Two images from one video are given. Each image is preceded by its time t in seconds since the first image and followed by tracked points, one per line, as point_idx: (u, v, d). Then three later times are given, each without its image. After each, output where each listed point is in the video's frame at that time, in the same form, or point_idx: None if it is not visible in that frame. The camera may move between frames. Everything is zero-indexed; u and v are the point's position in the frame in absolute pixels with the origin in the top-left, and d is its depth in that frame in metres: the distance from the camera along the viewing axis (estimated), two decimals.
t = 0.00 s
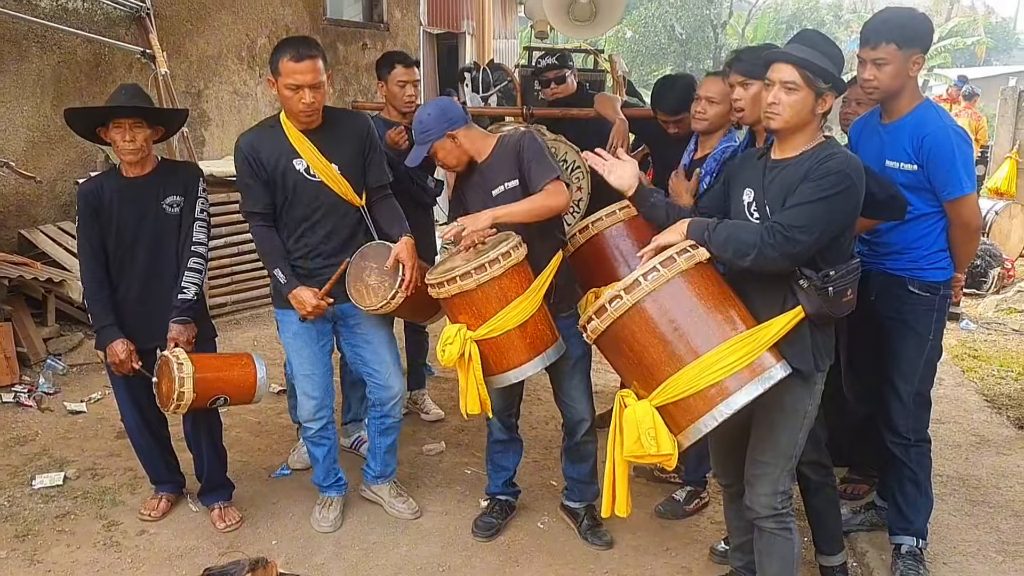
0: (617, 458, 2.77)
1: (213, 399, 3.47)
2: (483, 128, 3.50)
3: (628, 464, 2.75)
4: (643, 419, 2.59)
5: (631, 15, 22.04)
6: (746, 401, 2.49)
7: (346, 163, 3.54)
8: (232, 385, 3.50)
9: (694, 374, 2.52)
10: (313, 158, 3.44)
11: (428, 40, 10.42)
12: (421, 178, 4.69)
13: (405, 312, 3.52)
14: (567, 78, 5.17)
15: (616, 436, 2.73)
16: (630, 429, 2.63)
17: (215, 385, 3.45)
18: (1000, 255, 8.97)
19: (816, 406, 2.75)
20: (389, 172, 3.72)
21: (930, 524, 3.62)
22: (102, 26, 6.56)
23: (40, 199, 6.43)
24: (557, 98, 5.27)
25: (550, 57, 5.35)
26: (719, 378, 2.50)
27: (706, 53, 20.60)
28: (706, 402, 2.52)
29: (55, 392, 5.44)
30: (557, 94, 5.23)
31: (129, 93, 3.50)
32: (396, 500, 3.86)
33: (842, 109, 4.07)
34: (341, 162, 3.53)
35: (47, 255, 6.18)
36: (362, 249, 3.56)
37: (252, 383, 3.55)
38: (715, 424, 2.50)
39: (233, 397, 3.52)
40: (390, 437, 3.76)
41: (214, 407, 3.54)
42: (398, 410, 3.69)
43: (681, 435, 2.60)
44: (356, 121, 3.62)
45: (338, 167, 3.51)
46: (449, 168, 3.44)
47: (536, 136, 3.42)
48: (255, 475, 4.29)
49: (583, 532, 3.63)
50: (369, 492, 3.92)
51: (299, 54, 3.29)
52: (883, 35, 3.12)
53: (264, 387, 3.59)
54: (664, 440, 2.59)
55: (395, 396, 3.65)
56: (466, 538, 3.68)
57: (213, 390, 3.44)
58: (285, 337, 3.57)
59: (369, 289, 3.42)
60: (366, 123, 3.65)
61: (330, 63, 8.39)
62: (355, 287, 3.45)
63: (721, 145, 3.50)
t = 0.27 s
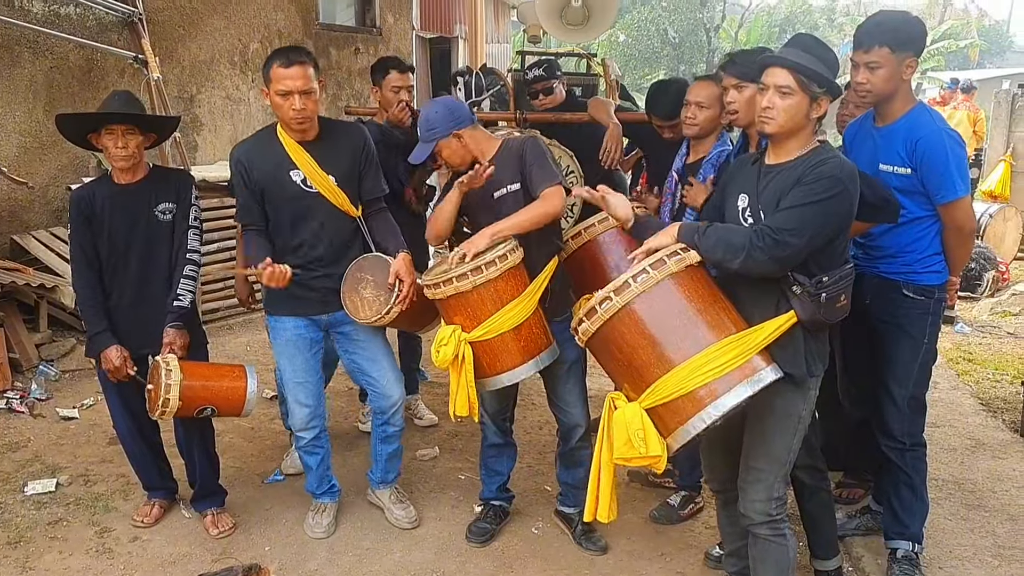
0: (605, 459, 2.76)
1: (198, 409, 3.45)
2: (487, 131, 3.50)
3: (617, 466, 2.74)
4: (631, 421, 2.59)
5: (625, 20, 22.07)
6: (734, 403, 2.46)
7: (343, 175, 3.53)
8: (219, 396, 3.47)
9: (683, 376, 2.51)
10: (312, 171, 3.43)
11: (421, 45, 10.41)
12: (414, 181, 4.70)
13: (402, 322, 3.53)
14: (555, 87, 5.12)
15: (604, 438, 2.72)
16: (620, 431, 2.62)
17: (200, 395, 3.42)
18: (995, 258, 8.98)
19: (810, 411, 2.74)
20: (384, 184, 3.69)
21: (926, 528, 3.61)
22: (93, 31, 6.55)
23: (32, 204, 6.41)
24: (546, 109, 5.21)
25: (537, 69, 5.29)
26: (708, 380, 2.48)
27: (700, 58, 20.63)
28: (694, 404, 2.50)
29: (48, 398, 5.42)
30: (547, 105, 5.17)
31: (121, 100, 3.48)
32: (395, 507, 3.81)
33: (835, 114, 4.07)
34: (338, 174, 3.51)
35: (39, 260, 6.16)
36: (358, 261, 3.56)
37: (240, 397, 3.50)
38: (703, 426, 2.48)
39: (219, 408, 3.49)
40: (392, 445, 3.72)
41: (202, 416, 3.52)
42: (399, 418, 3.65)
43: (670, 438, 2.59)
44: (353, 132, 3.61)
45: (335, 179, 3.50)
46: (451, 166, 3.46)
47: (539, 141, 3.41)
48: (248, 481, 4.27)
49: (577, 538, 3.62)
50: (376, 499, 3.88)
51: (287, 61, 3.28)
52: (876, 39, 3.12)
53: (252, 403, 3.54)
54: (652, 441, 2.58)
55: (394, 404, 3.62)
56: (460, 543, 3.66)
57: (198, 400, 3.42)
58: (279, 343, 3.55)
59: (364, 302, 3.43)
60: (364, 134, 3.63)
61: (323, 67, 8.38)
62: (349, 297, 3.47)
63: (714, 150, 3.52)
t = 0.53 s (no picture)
0: (601, 465, 2.76)
1: (185, 417, 3.42)
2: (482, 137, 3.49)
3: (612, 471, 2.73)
4: (626, 426, 2.60)
5: (617, 25, 22.14)
6: (729, 407, 2.46)
7: (340, 178, 3.51)
8: (205, 405, 3.44)
9: (678, 381, 2.50)
10: (307, 172, 3.42)
11: (413, 50, 10.41)
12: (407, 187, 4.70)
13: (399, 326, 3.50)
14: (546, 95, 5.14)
15: (601, 443, 2.73)
16: (614, 436, 2.64)
17: (187, 403, 3.40)
18: (985, 262, 9.02)
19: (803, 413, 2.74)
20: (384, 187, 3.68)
21: (919, 532, 3.62)
22: (84, 37, 6.52)
23: (22, 212, 6.37)
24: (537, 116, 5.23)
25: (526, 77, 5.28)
26: (702, 385, 2.48)
27: (692, 63, 20.69)
28: (689, 409, 2.50)
29: (37, 407, 5.38)
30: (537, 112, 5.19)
31: (111, 104, 3.47)
32: (390, 521, 3.76)
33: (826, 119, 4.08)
34: (335, 176, 3.49)
35: (29, 268, 6.12)
36: (356, 265, 3.52)
37: (227, 405, 3.47)
38: (698, 431, 2.47)
39: (206, 416, 3.46)
40: (385, 456, 3.68)
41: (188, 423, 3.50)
42: (393, 425, 3.64)
43: (665, 443, 2.58)
44: (351, 135, 3.59)
45: (332, 182, 3.48)
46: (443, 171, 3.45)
47: (536, 146, 3.41)
48: (240, 490, 4.24)
49: (571, 544, 3.61)
50: (365, 515, 3.83)
51: (284, 60, 3.30)
52: (863, 45, 3.14)
53: (240, 412, 3.51)
54: (647, 447, 2.59)
55: (389, 411, 3.61)
56: (454, 551, 3.65)
57: (184, 408, 3.39)
58: (275, 350, 3.54)
59: (361, 307, 3.40)
60: (362, 137, 3.62)
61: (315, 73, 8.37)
62: (346, 303, 3.43)
63: (704, 156, 3.53)
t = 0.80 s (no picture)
0: (598, 475, 2.75)
1: (177, 424, 3.41)
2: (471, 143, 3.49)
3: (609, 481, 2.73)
4: (623, 437, 2.57)
5: (607, 29, 22.19)
6: (726, 416, 2.47)
7: (331, 180, 3.49)
8: (199, 412, 3.44)
9: (673, 392, 2.50)
10: (296, 174, 3.40)
11: (406, 55, 10.39)
12: (399, 192, 4.70)
13: (393, 327, 3.47)
14: (541, 93, 5.17)
15: (597, 454, 2.72)
16: (611, 449, 2.61)
17: (180, 411, 3.38)
18: (974, 264, 9.08)
19: (796, 418, 2.75)
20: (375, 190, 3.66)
21: (911, 535, 3.63)
22: (74, 43, 6.45)
23: (11, 218, 6.32)
24: (532, 114, 5.27)
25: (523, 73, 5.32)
26: (697, 394, 2.48)
27: (682, 66, 20.75)
28: (685, 419, 2.50)
29: (25, 415, 5.33)
30: (533, 110, 5.22)
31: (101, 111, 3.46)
32: (383, 529, 3.74)
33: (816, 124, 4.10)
34: (325, 179, 3.48)
35: (18, 275, 6.07)
36: (348, 265, 3.51)
37: (219, 412, 3.48)
38: (696, 441, 2.48)
39: (198, 424, 3.45)
40: (377, 460, 3.66)
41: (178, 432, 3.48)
42: (384, 429, 3.63)
43: (662, 453, 2.58)
44: (343, 139, 3.57)
45: (322, 184, 3.46)
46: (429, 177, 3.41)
47: (528, 154, 3.40)
48: (230, 498, 4.21)
49: (564, 550, 3.60)
50: (357, 520, 3.81)
51: (276, 55, 3.33)
52: (848, 51, 3.17)
53: (231, 419, 3.53)
54: (645, 458, 2.57)
55: (380, 414, 3.60)
56: (446, 558, 3.64)
57: (178, 416, 3.38)
58: (268, 355, 3.51)
59: (354, 307, 3.38)
60: (354, 141, 3.60)
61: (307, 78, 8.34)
62: (340, 303, 3.41)
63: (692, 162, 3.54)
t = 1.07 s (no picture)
0: (587, 480, 2.75)
1: (169, 434, 3.39)
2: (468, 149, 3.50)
3: (599, 486, 2.73)
4: (613, 440, 2.58)
5: (598, 34, 22.26)
6: (715, 421, 2.48)
7: (322, 191, 3.49)
8: (191, 420, 3.43)
9: (663, 396, 2.51)
10: (289, 185, 3.40)
11: (398, 60, 10.39)
12: (391, 197, 4.70)
13: (384, 343, 3.46)
14: (534, 100, 5.18)
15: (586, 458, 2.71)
16: (600, 452, 2.62)
17: (172, 419, 3.37)
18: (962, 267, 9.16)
19: (786, 424, 2.76)
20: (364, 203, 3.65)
21: (902, 538, 3.65)
22: (62, 47, 6.42)
23: None
24: (524, 121, 5.27)
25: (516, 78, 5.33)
26: (688, 399, 2.49)
27: (672, 70, 20.83)
28: (675, 423, 2.51)
29: (12, 425, 5.29)
30: (525, 117, 5.22)
31: (89, 117, 3.45)
32: (375, 537, 3.73)
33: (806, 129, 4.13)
34: (317, 190, 3.48)
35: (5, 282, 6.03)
36: (339, 278, 3.51)
37: (211, 419, 3.48)
38: (685, 445, 2.48)
39: (191, 432, 3.44)
40: (371, 471, 3.65)
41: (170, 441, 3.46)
42: (377, 442, 3.60)
43: (651, 457, 2.58)
44: (332, 150, 3.59)
45: (314, 195, 3.47)
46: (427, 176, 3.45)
47: (519, 157, 3.40)
48: (220, 507, 4.20)
49: (558, 557, 3.60)
50: (350, 530, 3.79)
51: (259, 66, 3.32)
52: (836, 56, 3.19)
53: (223, 425, 3.53)
54: (634, 462, 2.57)
55: (373, 427, 3.57)
56: (438, 566, 3.63)
57: (170, 425, 3.37)
58: (251, 365, 3.51)
59: (344, 321, 3.37)
60: (344, 152, 3.61)
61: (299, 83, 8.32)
62: (329, 317, 3.41)
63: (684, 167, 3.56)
